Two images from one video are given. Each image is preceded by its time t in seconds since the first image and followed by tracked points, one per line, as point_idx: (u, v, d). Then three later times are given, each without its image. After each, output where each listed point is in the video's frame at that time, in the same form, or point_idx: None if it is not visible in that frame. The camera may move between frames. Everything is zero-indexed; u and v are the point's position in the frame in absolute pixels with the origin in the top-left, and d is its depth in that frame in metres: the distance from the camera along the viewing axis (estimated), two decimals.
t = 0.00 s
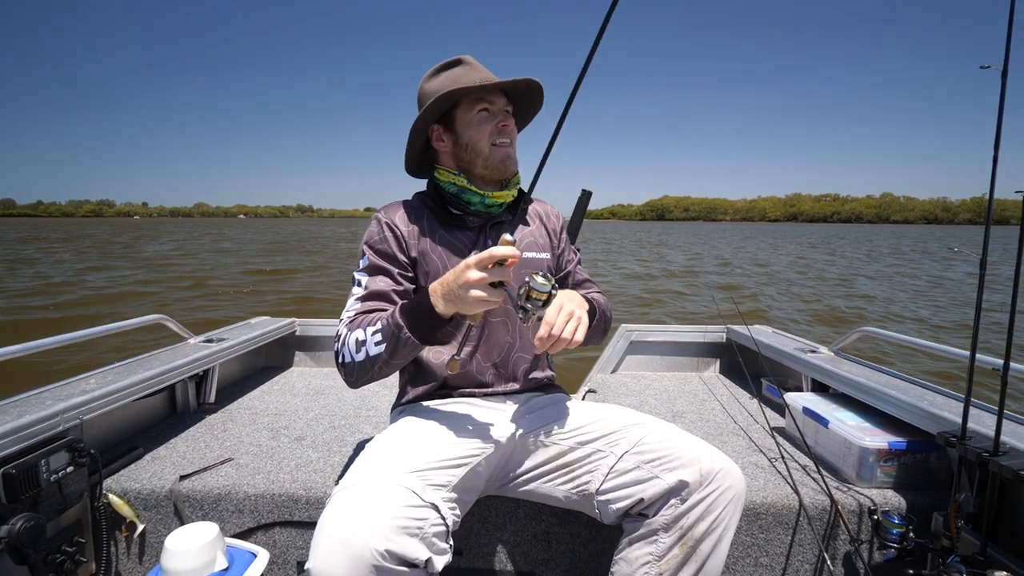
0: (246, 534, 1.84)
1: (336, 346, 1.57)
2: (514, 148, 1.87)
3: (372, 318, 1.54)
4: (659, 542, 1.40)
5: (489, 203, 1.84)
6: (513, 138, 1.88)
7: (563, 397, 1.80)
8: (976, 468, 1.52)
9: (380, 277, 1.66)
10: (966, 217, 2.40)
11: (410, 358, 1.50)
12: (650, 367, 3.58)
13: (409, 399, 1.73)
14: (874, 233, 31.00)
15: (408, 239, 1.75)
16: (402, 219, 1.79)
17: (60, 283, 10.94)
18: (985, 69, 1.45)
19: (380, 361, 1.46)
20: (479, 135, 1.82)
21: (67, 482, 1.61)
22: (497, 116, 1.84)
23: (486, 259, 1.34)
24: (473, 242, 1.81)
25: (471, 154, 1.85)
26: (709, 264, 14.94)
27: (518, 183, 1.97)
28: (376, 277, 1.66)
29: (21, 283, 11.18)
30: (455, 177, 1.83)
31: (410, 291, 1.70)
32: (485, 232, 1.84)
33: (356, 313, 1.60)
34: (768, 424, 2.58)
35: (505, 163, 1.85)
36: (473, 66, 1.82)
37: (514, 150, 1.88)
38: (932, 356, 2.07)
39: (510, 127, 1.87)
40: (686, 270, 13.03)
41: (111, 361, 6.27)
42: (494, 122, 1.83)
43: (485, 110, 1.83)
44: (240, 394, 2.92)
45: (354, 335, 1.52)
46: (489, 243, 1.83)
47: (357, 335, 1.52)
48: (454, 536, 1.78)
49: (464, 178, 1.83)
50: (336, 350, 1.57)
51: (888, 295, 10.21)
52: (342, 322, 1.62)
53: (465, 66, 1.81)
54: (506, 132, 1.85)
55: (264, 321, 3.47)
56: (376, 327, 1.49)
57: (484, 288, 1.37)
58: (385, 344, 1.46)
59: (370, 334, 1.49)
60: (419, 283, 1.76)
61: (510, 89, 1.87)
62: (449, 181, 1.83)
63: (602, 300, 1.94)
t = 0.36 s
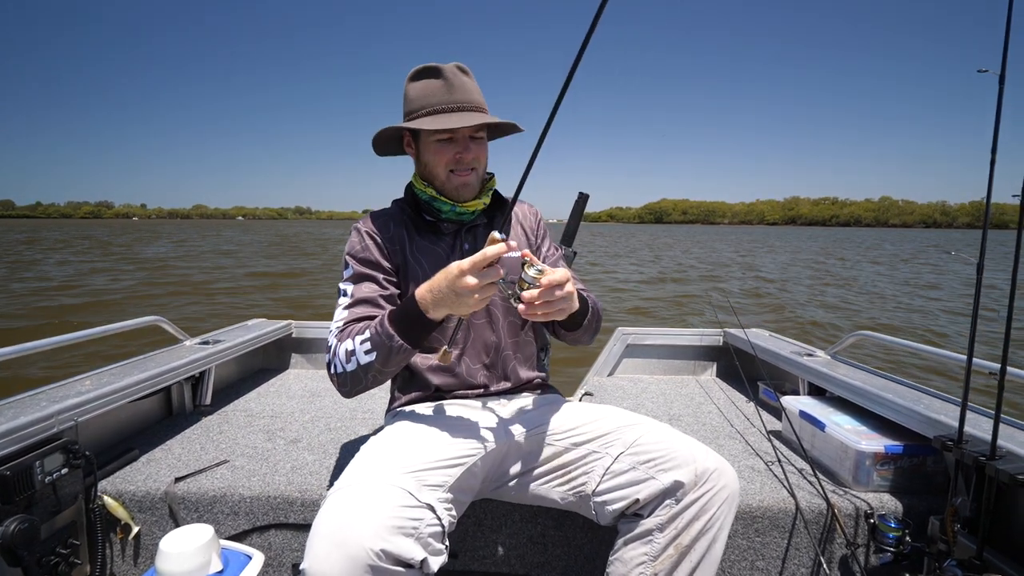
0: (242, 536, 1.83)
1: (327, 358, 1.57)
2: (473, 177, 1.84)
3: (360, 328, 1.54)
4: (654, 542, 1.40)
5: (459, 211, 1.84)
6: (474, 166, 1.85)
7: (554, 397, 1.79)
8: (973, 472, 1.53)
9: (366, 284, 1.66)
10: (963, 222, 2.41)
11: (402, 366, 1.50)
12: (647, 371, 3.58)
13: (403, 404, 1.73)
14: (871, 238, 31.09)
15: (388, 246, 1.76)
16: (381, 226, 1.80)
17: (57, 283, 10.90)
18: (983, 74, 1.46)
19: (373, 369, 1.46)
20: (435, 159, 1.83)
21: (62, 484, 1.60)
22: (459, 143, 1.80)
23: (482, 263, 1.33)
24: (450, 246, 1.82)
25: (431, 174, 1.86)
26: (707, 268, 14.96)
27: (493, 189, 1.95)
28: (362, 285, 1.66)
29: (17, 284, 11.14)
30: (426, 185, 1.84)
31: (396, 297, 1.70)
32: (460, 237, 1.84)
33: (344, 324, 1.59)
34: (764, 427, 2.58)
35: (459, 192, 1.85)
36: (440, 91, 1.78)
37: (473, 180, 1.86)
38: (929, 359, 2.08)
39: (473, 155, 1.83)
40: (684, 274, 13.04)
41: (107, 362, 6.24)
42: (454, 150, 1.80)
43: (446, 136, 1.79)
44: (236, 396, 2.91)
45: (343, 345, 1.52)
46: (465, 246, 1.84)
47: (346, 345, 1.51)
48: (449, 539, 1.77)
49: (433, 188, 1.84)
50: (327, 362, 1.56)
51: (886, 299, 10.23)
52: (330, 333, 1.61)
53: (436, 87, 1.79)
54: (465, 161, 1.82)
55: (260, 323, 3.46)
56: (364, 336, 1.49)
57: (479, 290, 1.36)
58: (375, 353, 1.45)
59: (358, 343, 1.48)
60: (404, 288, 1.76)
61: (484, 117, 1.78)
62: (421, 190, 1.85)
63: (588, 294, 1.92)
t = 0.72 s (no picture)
0: (238, 537, 1.83)
1: (321, 361, 1.56)
2: (458, 175, 1.84)
3: (355, 329, 1.53)
4: (643, 522, 1.43)
5: (446, 210, 1.84)
6: (459, 165, 1.84)
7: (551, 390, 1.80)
8: (969, 466, 1.53)
9: (358, 286, 1.66)
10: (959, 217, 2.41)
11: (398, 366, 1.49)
12: (645, 368, 3.58)
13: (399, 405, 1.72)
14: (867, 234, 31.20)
15: (377, 247, 1.75)
16: (369, 228, 1.79)
17: (54, 284, 10.87)
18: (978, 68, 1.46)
19: (369, 370, 1.46)
20: (421, 160, 1.82)
21: (58, 486, 1.59)
22: (442, 142, 1.80)
23: (479, 264, 1.32)
24: (440, 245, 1.81)
25: (417, 174, 1.86)
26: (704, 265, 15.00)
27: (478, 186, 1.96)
28: (354, 288, 1.65)
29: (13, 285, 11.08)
30: (412, 185, 1.83)
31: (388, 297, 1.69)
32: (448, 236, 1.84)
33: (338, 326, 1.58)
34: (761, 423, 2.58)
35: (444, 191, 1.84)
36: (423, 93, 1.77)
37: (460, 178, 1.85)
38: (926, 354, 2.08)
39: (457, 154, 1.83)
40: (681, 271, 13.06)
41: (104, 364, 6.22)
42: (437, 149, 1.80)
43: (429, 136, 1.79)
44: (233, 396, 2.90)
45: (338, 348, 1.51)
46: (454, 245, 1.84)
47: (340, 348, 1.50)
48: (447, 538, 1.77)
49: (419, 188, 1.83)
50: (322, 365, 1.55)
51: (882, 295, 10.27)
52: (325, 337, 1.60)
53: (418, 89, 1.78)
54: (450, 160, 1.82)
55: (257, 323, 3.45)
56: (359, 337, 1.48)
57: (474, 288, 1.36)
58: (371, 354, 1.45)
59: (353, 345, 1.48)
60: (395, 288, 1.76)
61: (466, 116, 1.78)
62: (407, 190, 1.84)
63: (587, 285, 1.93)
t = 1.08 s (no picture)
0: (243, 538, 1.84)
1: (328, 376, 1.55)
2: (461, 152, 1.86)
3: (362, 343, 1.52)
4: (646, 542, 1.44)
5: (449, 212, 1.85)
6: (460, 144, 1.87)
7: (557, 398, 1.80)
8: (974, 475, 1.53)
9: (362, 298, 1.65)
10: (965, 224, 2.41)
11: (407, 377, 1.50)
12: (648, 372, 3.58)
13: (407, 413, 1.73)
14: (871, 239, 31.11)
15: (381, 256, 1.76)
16: (371, 238, 1.79)
17: (60, 285, 10.93)
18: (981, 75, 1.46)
19: (380, 383, 1.46)
20: (421, 144, 1.86)
21: (66, 486, 1.60)
22: (440, 123, 1.86)
23: (486, 272, 1.35)
24: (444, 251, 1.82)
25: (420, 161, 1.88)
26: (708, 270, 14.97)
27: (479, 185, 1.98)
28: (358, 300, 1.65)
29: (19, 284, 11.15)
30: (414, 190, 1.85)
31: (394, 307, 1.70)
32: (452, 240, 1.85)
33: (343, 341, 1.58)
34: (765, 429, 2.59)
35: (449, 168, 1.85)
36: (413, 80, 1.81)
37: (462, 156, 1.87)
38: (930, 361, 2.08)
39: (456, 133, 1.87)
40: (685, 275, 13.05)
41: (109, 364, 6.25)
42: (437, 128, 1.85)
43: (427, 117, 1.85)
44: (237, 398, 2.92)
45: (346, 363, 1.50)
46: (458, 250, 1.84)
47: (348, 363, 1.50)
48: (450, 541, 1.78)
49: (421, 191, 1.85)
50: (329, 381, 1.55)
51: (887, 301, 10.23)
52: (331, 352, 1.60)
53: (407, 80, 1.82)
54: (451, 138, 1.85)
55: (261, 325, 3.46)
56: (367, 352, 1.48)
57: (482, 295, 1.38)
58: (380, 367, 1.45)
59: (361, 360, 1.47)
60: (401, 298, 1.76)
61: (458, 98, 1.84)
62: (408, 196, 1.86)
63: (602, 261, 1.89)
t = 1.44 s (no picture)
0: (243, 541, 1.84)
1: (329, 394, 1.54)
2: (439, 146, 1.85)
3: (361, 355, 1.51)
4: (650, 537, 1.43)
5: (437, 213, 1.84)
6: (440, 140, 1.86)
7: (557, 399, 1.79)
8: (977, 485, 1.52)
9: (355, 309, 1.64)
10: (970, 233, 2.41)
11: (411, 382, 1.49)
12: (649, 378, 3.58)
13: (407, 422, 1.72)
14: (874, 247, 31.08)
15: (372, 265, 1.75)
16: (360, 247, 1.78)
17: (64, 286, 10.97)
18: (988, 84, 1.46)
19: (384, 393, 1.45)
20: (400, 141, 1.87)
21: (66, 487, 1.60)
22: (419, 120, 1.87)
23: (470, 258, 1.32)
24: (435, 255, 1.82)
25: (400, 160, 1.88)
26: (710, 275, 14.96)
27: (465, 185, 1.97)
28: (351, 312, 1.63)
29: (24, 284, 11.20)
30: (401, 192, 1.85)
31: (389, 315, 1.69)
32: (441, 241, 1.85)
33: (341, 355, 1.56)
34: (767, 436, 2.58)
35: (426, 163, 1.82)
36: (392, 80, 1.82)
37: (441, 152, 1.85)
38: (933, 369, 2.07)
39: (435, 129, 1.86)
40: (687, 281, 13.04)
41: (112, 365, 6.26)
42: (416, 125, 1.86)
43: (406, 115, 1.88)
44: (239, 400, 2.92)
45: (347, 376, 1.49)
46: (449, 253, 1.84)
47: (348, 377, 1.49)
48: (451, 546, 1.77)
49: (407, 193, 1.85)
50: (331, 399, 1.53)
51: (890, 309, 10.22)
52: (329, 368, 1.58)
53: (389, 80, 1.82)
54: (429, 133, 1.85)
55: (264, 327, 3.47)
56: (367, 363, 1.47)
57: (473, 282, 1.35)
58: (383, 376, 1.44)
59: (362, 372, 1.46)
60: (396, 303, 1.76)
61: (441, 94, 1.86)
62: (394, 199, 1.86)
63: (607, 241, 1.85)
